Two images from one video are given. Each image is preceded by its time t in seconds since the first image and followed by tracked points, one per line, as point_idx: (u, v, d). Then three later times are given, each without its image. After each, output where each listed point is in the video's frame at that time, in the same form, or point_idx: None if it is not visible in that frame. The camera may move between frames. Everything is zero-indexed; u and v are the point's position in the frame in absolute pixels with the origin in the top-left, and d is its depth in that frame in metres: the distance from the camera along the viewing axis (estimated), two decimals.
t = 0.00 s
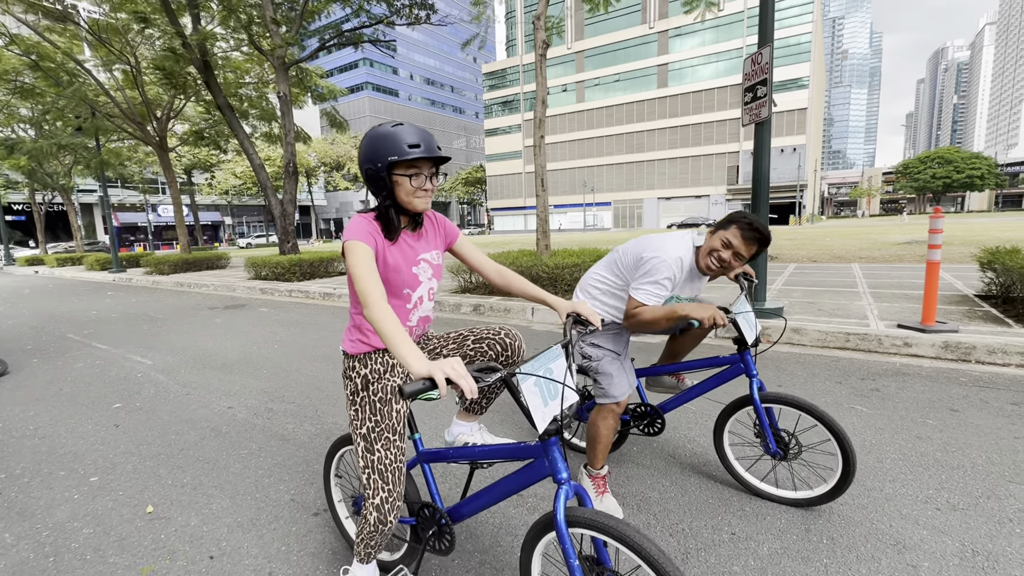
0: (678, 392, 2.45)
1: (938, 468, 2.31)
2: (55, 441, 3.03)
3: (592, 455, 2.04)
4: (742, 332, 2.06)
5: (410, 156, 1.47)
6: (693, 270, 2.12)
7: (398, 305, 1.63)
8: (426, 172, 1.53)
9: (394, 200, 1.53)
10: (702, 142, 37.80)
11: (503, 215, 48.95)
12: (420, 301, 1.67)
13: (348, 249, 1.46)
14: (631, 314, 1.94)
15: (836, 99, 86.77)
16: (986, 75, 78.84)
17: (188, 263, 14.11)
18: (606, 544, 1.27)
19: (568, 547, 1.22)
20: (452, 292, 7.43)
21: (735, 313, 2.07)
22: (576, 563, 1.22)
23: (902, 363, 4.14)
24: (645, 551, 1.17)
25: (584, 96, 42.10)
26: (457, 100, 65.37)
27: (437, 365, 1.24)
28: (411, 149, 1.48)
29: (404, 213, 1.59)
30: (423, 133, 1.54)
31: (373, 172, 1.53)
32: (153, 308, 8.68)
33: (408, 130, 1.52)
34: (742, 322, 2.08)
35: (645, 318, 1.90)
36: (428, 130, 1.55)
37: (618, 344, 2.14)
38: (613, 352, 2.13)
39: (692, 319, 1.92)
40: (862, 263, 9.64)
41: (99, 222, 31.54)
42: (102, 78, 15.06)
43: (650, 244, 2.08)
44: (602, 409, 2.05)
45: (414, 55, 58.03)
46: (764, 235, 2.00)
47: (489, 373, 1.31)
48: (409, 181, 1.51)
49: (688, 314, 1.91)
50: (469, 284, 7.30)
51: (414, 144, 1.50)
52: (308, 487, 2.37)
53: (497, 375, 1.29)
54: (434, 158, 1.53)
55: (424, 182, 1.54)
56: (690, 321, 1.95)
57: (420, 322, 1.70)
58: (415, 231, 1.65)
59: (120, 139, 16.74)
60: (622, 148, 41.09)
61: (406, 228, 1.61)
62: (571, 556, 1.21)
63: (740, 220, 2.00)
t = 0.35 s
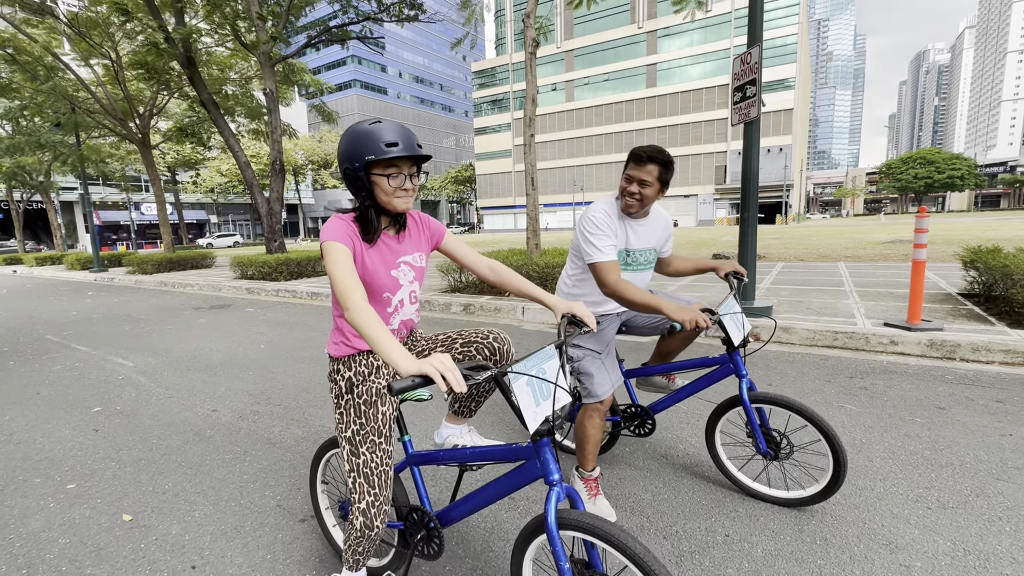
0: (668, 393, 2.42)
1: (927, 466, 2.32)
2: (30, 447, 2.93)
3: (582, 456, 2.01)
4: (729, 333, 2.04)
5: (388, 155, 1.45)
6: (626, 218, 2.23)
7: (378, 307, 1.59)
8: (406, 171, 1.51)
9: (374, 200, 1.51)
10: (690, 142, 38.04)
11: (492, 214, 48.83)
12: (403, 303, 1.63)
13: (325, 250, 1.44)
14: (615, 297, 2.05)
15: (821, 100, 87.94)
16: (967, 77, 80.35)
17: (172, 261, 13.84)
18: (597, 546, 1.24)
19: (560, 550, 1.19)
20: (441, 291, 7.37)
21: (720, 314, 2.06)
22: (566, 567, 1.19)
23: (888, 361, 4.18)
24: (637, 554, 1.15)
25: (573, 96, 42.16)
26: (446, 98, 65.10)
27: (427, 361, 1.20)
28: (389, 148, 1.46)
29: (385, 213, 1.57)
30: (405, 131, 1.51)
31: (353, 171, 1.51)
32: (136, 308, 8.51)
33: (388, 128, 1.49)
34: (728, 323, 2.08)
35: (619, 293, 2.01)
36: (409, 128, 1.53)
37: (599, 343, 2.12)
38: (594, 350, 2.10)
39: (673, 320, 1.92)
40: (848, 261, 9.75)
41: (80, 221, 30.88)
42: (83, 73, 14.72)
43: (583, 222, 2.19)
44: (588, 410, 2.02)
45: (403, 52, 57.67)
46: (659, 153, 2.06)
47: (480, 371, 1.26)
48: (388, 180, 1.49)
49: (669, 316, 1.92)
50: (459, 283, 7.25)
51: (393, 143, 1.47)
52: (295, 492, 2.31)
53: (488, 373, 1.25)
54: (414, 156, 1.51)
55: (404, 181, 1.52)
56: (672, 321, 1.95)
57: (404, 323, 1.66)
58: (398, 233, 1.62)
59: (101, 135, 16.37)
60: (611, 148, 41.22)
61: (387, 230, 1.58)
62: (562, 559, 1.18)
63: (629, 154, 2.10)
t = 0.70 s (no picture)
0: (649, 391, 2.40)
1: (916, 466, 2.34)
2: (3, 454, 2.83)
3: (572, 459, 1.99)
4: (709, 331, 2.02)
5: (362, 150, 1.42)
6: (587, 212, 2.28)
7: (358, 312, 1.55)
8: (382, 166, 1.48)
9: (351, 200, 1.48)
10: (678, 141, 38.27)
11: (482, 212, 48.67)
12: (385, 308, 1.59)
13: (302, 252, 1.39)
14: (600, 293, 2.03)
15: (806, 101, 89.15)
16: (947, 78, 81.86)
17: (155, 260, 13.55)
18: (583, 551, 1.22)
19: (545, 555, 1.16)
20: (431, 291, 7.32)
21: (700, 311, 2.04)
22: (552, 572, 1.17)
23: (876, 360, 4.22)
24: (622, 558, 1.13)
25: (563, 94, 42.17)
26: (435, 96, 64.78)
27: (414, 365, 1.18)
28: (363, 143, 1.43)
29: (364, 214, 1.53)
30: (379, 127, 1.49)
31: (327, 170, 1.47)
32: (118, 308, 8.30)
33: (362, 125, 1.47)
34: (709, 320, 2.06)
35: (601, 287, 1.99)
36: (383, 124, 1.50)
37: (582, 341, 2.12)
38: (578, 349, 2.09)
39: (654, 316, 1.90)
40: (833, 261, 9.86)
41: (60, 218, 30.19)
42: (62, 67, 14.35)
43: (551, 224, 2.21)
44: (573, 409, 2.00)
45: (392, 49, 57.22)
46: (604, 142, 2.11)
47: (466, 374, 1.23)
48: (365, 177, 1.46)
49: (648, 311, 1.89)
50: (448, 283, 7.20)
51: (367, 138, 1.44)
52: (282, 498, 2.26)
53: (475, 377, 1.23)
54: (389, 151, 1.48)
55: (382, 179, 1.49)
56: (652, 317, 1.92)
57: (387, 327, 1.63)
58: (378, 235, 1.58)
59: (81, 131, 16.00)
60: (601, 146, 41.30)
61: (367, 232, 1.55)
62: (547, 563, 1.16)
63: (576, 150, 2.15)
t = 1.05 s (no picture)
0: (649, 388, 2.41)
1: (914, 461, 2.35)
2: None
3: (573, 457, 1.99)
4: (708, 329, 2.02)
5: (359, 143, 1.40)
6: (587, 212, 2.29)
7: (349, 314, 1.53)
8: (381, 160, 1.47)
9: (350, 196, 1.46)
10: (672, 138, 38.34)
11: (475, 209, 48.53)
12: (376, 312, 1.58)
13: (295, 254, 1.37)
14: (600, 292, 2.02)
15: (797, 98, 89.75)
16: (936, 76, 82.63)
17: (144, 258, 13.38)
18: (576, 550, 1.22)
19: (536, 555, 1.16)
20: (425, 289, 7.29)
21: (700, 309, 2.03)
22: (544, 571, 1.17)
23: (870, 356, 4.25)
24: (613, 558, 1.13)
25: (556, 91, 42.08)
26: (428, 92, 64.46)
27: (396, 371, 1.15)
28: (360, 137, 1.41)
29: (362, 214, 1.51)
30: (376, 123, 1.48)
31: (325, 169, 1.45)
32: (108, 306, 8.19)
33: (358, 121, 1.46)
34: (708, 318, 2.05)
35: (602, 286, 1.98)
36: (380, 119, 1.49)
37: (584, 339, 2.10)
38: (579, 347, 2.08)
39: (654, 315, 1.90)
40: (826, 257, 9.92)
41: (47, 216, 29.74)
42: (47, 62, 14.08)
43: (552, 219, 2.19)
44: (575, 407, 1.99)
45: (384, 45, 56.83)
46: (614, 145, 2.17)
47: (450, 377, 1.21)
48: (364, 171, 1.44)
49: (648, 310, 1.89)
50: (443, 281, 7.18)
51: (365, 131, 1.43)
52: (279, 499, 2.24)
53: (459, 380, 1.20)
54: (387, 144, 1.46)
55: (381, 174, 1.47)
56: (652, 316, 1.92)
57: (376, 329, 1.61)
58: (375, 237, 1.56)
59: (67, 127, 15.74)
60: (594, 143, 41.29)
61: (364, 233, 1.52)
62: (537, 562, 1.17)
63: (587, 148, 2.18)
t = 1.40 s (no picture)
0: (647, 378, 2.45)
1: (910, 449, 2.39)
2: None
3: (573, 447, 2.02)
4: (706, 318, 2.05)
5: (382, 149, 1.43)
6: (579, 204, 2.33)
7: (344, 309, 1.55)
8: (401, 167, 1.49)
9: (365, 198, 1.47)
10: (669, 134, 38.31)
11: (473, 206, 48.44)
12: (374, 308, 1.62)
13: (297, 249, 1.36)
14: (597, 282, 2.04)
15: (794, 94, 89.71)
16: (933, 70, 82.62)
17: (141, 256, 13.32)
18: (561, 531, 1.26)
19: (521, 535, 1.22)
20: (423, 284, 7.29)
21: (696, 298, 2.06)
22: (528, 550, 1.22)
23: (866, 348, 4.29)
24: (594, 538, 1.18)
25: (553, 87, 41.98)
26: (424, 89, 64.26)
27: (374, 361, 1.17)
28: (384, 142, 1.43)
29: (374, 213, 1.53)
30: (399, 128, 1.50)
31: (345, 166, 1.46)
32: (105, 305, 8.17)
33: (381, 124, 1.48)
34: (704, 306, 2.08)
35: (598, 277, 2.00)
36: (404, 125, 1.52)
37: (581, 328, 2.15)
38: (577, 336, 2.14)
39: (649, 303, 1.92)
40: (823, 251, 9.95)
41: (42, 214, 29.58)
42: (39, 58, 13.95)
43: (545, 214, 2.21)
44: (574, 396, 2.03)
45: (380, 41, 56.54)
46: (597, 133, 2.19)
47: (429, 367, 1.22)
48: (383, 175, 1.46)
49: (644, 299, 1.92)
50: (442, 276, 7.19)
51: (387, 137, 1.45)
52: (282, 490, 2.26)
53: (438, 369, 1.21)
54: (408, 153, 1.49)
55: (399, 181, 1.50)
56: (648, 304, 1.95)
57: (371, 326, 1.64)
58: (378, 238, 1.58)
59: (62, 124, 15.62)
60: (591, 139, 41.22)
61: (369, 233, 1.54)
62: (522, 543, 1.22)
63: (572, 141, 2.21)
